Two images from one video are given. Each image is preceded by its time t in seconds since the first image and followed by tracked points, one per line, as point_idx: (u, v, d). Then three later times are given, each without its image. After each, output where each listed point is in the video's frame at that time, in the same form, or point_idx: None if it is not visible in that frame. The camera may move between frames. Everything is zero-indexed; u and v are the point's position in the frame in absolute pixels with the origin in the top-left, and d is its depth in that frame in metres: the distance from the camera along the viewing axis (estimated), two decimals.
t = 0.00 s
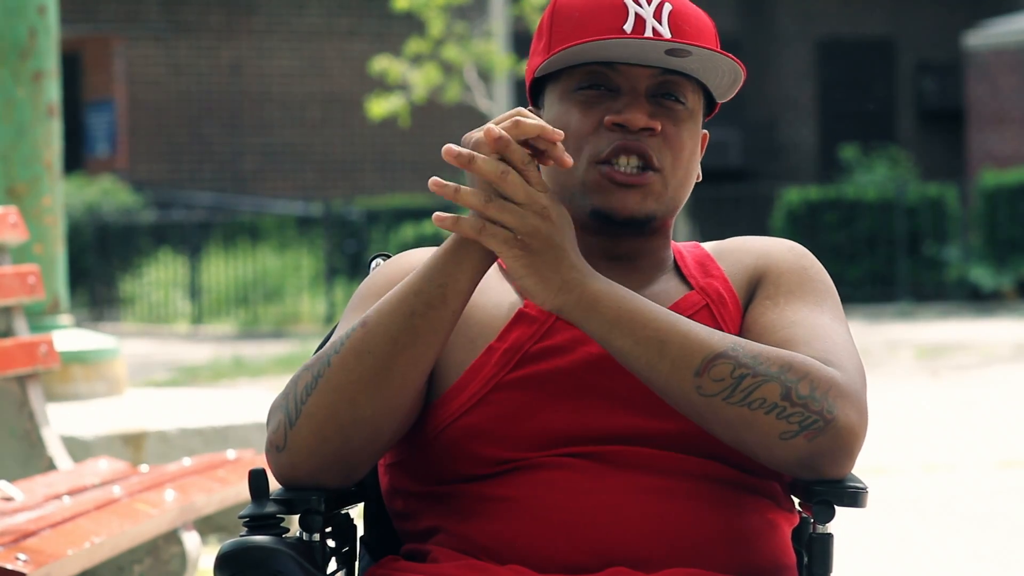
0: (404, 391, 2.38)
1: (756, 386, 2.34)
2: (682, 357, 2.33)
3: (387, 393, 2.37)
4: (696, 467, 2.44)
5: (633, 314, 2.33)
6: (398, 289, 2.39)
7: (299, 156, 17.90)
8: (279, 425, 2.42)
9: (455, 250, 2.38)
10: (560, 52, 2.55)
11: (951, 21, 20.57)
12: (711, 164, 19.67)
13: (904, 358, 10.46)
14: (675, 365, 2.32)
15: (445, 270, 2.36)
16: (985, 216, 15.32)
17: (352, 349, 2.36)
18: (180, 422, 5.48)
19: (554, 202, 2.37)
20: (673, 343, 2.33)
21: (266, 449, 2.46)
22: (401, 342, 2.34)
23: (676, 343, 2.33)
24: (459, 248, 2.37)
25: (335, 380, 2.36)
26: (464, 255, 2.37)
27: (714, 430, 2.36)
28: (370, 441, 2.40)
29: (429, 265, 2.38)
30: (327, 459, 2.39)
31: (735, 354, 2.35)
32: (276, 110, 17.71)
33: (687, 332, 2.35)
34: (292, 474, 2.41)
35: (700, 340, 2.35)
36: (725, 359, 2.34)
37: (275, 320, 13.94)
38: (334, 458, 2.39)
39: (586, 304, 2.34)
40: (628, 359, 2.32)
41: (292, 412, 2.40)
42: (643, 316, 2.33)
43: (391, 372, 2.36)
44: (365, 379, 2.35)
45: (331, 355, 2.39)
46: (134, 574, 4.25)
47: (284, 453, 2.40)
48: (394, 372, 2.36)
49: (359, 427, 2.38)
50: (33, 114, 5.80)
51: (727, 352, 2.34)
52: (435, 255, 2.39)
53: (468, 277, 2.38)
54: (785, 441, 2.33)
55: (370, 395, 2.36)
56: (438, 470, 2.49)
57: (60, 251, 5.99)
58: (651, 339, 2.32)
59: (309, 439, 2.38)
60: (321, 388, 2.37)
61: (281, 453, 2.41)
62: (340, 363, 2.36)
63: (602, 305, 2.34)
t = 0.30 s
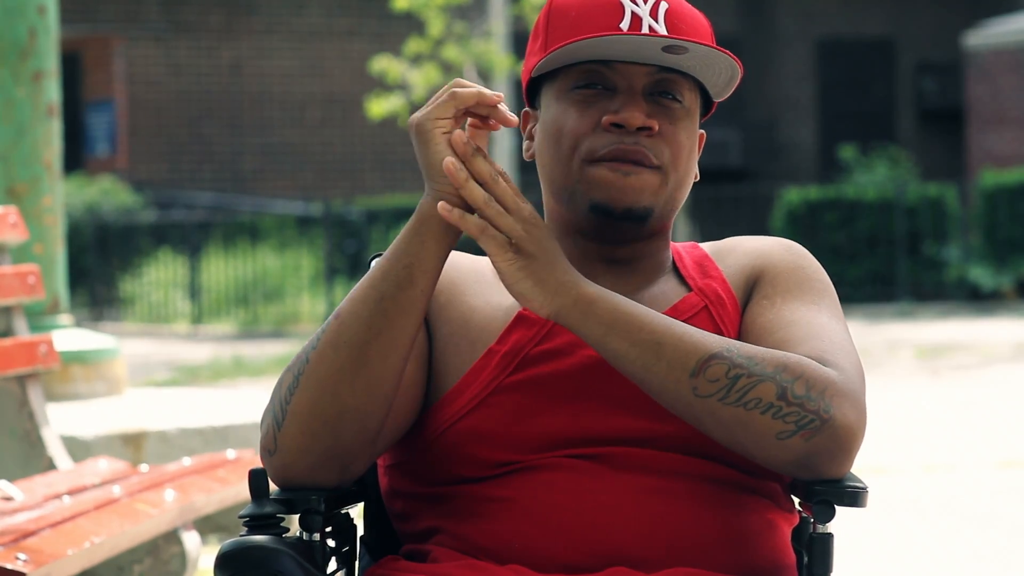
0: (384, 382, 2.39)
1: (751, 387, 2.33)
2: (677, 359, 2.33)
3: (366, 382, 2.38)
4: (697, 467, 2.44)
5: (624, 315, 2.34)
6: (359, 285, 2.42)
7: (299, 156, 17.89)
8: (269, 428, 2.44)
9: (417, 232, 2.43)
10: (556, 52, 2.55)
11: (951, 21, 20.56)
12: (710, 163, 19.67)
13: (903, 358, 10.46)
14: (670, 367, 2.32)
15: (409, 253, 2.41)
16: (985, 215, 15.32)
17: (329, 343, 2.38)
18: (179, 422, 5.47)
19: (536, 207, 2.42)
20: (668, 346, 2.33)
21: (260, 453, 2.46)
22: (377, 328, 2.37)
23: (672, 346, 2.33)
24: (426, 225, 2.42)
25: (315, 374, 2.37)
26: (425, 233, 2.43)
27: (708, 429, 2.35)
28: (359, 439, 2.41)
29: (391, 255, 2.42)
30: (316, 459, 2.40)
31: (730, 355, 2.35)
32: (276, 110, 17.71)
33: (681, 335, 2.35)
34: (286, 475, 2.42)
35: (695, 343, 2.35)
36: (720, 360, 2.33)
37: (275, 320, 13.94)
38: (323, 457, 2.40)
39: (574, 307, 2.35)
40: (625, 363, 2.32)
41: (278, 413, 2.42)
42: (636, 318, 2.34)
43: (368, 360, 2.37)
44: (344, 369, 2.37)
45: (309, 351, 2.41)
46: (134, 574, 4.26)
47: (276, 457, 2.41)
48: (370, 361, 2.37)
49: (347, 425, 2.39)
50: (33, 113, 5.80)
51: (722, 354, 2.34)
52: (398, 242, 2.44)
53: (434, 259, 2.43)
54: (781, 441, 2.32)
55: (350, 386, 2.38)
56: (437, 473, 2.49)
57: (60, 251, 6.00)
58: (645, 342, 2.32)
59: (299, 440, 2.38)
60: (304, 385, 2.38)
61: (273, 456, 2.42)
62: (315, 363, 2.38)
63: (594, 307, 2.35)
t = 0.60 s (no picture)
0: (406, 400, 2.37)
1: (767, 383, 2.33)
2: (694, 351, 2.32)
3: (385, 402, 2.36)
4: (693, 466, 2.44)
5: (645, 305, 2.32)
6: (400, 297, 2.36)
7: (299, 156, 17.90)
8: (279, 426, 2.43)
9: (464, 258, 2.33)
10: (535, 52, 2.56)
11: (951, 21, 20.56)
12: (710, 163, 19.66)
13: (904, 358, 10.46)
14: (688, 358, 2.32)
15: (448, 287, 2.33)
16: (985, 215, 15.31)
17: (354, 355, 2.35)
18: (179, 422, 5.47)
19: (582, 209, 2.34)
20: (685, 338, 2.32)
21: (266, 450, 2.46)
22: (402, 355, 2.33)
23: (690, 338, 2.33)
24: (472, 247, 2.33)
25: (336, 384, 2.35)
26: (473, 265, 2.33)
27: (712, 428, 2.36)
28: (369, 445, 2.40)
29: (428, 280, 2.35)
30: (324, 462, 2.39)
31: (747, 350, 2.35)
32: (276, 110, 17.71)
33: (699, 326, 2.34)
34: (292, 475, 2.41)
35: (713, 335, 2.34)
36: (737, 354, 2.33)
37: (275, 320, 13.94)
38: (331, 460, 2.39)
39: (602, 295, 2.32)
40: (642, 353, 2.31)
41: (292, 412, 2.40)
42: (656, 307, 2.32)
43: (393, 382, 2.34)
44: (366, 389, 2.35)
45: (334, 357, 2.38)
46: (134, 574, 4.26)
47: (283, 455, 2.41)
48: (394, 386, 2.35)
49: (359, 435, 2.38)
50: (33, 113, 5.79)
51: (740, 348, 2.34)
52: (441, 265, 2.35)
53: (471, 294, 2.34)
54: (793, 439, 2.33)
55: (368, 405, 2.36)
56: (434, 474, 2.49)
57: (60, 252, 6.00)
58: (664, 332, 2.31)
59: (306, 441, 2.38)
60: (322, 392, 2.36)
61: (280, 454, 2.42)
62: (340, 369, 2.35)
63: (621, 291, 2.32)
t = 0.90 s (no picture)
0: (429, 425, 2.34)
1: (802, 378, 2.32)
2: (739, 337, 2.29)
3: (412, 424, 2.33)
4: (691, 467, 2.44)
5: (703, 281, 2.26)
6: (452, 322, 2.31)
7: (299, 156, 17.89)
8: (293, 425, 2.41)
9: (508, 311, 2.27)
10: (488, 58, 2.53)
11: (951, 21, 20.56)
12: (710, 163, 19.67)
13: (904, 358, 10.46)
14: (730, 344, 2.29)
15: (491, 331, 2.27)
16: (985, 215, 15.31)
17: (386, 373, 2.31)
18: (178, 422, 5.47)
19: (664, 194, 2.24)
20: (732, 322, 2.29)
21: (274, 449, 2.44)
22: (431, 387, 2.30)
23: (737, 321, 2.29)
24: (515, 307, 2.26)
25: (359, 397, 2.33)
26: (517, 314, 2.26)
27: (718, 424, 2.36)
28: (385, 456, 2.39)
29: (470, 319, 2.29)
30: (338, 465, 2.38)
31: (788, 342, 2.32)
32: (276, 110, 17.71)
33: (748, 310, 2.30)
34: (300, 476, 2.40)
35: (760, 320, 2.31)
36: (780, 346, 2.31)
37: (275, 320, 13.97)
38: (344, 466, 2.38)
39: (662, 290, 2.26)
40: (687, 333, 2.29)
41: (308, 415, 2.38)
42: (711, 285, 2.26)
43: (419, 407, 2.32)
44: (386, 409, 2.32)
45: (362, 371, 2.34)
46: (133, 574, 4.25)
47: (294, 453, 2.39)
48: (416, 410, 2.32)
49: (376, 449, 2.37)
50: (33, 114, 5.79)
51: (783, 340, 2.32)
52: (486, 308, 2.29)
53: (515, 339, 2.28)
54: (814, 436, 2.33)
55: (392, 427, 2.34)
56: (433, 476, 2.49)
57: (60, 252, 6.00)
58: (709, 314, 2.27)
59: (319, 444, 2.36)
60: (344, 402, 2.34)
61: (291, 452, 2.40)
62: (368, 384, 2.32)
63: (683, 263, 2.25)
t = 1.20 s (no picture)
0: (422, 428, 2.35)
1: (800, 380, 2.32)
2: (736, 341, 2.29)
3: (407, 426, 2.34)
4: (691, 465, 2.44)
5: (693, 285, 2.26)
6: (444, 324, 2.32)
7: (299, 156, 17.89)
8: (290, 425, 2.41)
9: (502, 310, 2.28)
10: (457, 71, 2.56)
11: (951, 21, 20.56)
12: (710, 164, 19.67)
13: (904, 358, 10.47)
14: (727, 347, 2.29)
15: (486, 333, 2.28)
16: (985, 216, 15.31)
17: (382, 372, 2.32)
18: (179, 422, 5.47)
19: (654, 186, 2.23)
20: (728, 327, 2.28)
21: (273, 449, 2.45)
22: (428, 386, 2.31)
23: (731, 325, 2.29)
24: (510, 303, 2.27)
25: (355, 399, 2.33)
26: (511, 316, 2.27)
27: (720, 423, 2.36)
28: (382, 455, 2.39)
29: (462, 321, 2.30)
30: (336, 466, 2.39)
31: (785, 344, 2.32)
32: (276, 110, 17.72)
33: (744, 313, 2.30)
34: (299, 474, 2.41)
35: (754, 323, 2.30)
36: (775, 349, 2.31)
37: (275, 320, 13.99)
38: (342, 465, 2.39)
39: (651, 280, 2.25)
40: (683, 338, 2.28)
41: (306, 415, 2.39)
42: (705, 288, 2.26)
43: (413, 407, 2.32)
44: (382, 410, 2.33)
45: (358, 371, 2.35)
46: (134, 574, 4.25)
47: (292, 454, 2.40)
48: (413, 413, 2.33)
49: (373, 448, 2.37)
50: (33, 114, 5.79)
51: (779, 342, 2.31)
52: (479, 309, 2.30)
53: (507, 342, 2.29)
54: (812, 437, 2.33)
55: (387, 429, 2.35)
56: (432, 476, 2.49)
57: (60, 252, 6.00)
58: (705, 317, 2.27)
59: (316, 445, 2.37)
60: (341, 400, 2.35)
61: (289, 452, 2.41)
62: (364, 384, 2.33)
63: (675, 268, 2.25)
